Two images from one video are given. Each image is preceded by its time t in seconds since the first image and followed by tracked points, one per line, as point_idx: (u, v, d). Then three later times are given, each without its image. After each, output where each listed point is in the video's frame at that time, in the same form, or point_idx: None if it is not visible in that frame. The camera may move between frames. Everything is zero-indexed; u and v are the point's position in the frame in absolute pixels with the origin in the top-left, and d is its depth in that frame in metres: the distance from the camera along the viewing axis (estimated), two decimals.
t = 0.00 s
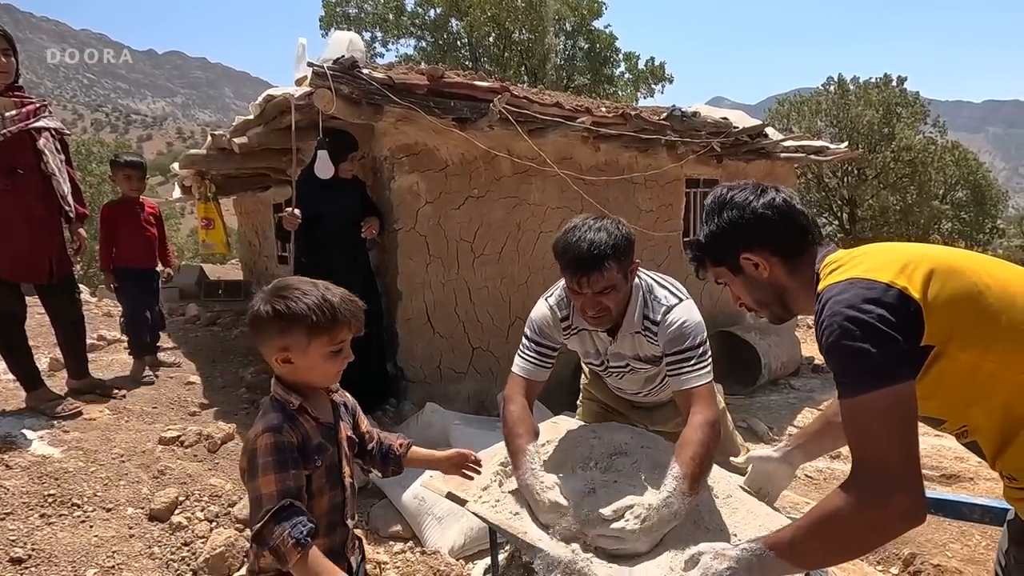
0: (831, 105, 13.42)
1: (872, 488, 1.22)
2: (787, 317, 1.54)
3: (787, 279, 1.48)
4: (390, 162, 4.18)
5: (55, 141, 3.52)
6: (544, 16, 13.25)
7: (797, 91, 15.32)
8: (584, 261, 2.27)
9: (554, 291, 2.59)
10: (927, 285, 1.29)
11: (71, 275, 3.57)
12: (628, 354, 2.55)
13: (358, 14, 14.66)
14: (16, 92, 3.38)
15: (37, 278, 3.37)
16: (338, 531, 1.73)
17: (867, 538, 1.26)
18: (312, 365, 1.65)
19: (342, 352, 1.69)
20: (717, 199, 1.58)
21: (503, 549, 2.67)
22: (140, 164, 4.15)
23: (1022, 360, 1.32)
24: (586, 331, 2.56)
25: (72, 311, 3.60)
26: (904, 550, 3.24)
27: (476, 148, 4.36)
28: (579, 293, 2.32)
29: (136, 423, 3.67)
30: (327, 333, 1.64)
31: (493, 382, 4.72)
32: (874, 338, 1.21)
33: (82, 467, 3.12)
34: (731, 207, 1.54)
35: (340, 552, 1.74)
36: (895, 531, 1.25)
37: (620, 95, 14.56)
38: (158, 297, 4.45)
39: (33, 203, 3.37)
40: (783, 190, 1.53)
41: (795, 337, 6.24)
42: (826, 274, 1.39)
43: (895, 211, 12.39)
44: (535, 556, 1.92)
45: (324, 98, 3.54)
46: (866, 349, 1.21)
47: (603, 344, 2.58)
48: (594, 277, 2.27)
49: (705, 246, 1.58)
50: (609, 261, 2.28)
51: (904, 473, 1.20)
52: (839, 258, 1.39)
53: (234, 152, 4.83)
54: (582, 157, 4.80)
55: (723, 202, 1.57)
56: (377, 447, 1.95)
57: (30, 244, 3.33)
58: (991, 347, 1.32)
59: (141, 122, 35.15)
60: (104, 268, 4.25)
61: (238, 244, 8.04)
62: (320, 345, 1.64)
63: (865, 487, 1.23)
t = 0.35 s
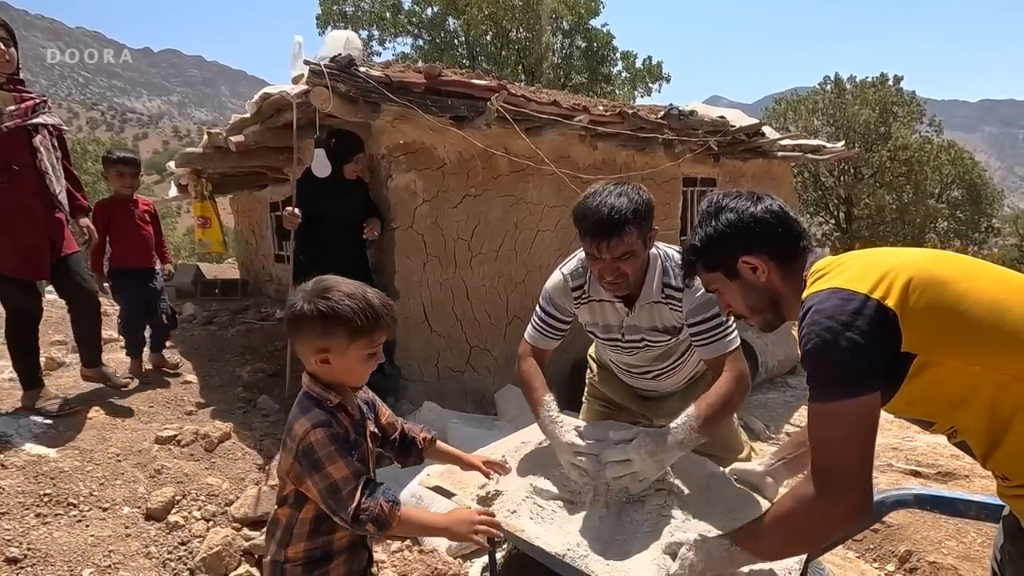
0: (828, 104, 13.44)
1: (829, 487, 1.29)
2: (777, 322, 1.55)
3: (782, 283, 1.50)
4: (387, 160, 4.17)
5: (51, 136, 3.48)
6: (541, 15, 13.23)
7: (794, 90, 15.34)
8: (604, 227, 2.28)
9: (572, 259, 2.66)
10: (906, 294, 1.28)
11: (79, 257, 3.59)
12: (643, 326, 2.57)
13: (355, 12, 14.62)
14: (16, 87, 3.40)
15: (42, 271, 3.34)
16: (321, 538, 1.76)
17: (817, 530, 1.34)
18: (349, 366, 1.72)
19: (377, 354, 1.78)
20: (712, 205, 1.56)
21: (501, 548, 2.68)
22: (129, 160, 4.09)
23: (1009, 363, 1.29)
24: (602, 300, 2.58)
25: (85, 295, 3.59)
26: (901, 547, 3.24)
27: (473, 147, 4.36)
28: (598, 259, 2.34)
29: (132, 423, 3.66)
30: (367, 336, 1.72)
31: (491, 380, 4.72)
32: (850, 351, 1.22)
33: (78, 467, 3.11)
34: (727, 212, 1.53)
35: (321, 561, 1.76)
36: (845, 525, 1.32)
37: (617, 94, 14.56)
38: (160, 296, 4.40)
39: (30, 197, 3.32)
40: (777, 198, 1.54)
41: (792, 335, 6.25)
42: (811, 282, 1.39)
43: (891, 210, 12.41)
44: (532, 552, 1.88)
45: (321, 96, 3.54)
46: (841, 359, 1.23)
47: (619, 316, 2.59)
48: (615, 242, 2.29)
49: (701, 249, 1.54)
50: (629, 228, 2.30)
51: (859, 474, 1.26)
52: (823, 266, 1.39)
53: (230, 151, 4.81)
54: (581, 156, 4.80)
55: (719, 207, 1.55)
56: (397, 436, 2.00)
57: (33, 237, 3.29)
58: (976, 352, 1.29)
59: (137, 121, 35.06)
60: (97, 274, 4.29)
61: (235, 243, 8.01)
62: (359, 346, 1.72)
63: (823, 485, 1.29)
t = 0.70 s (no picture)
0: (825, 103, 13.45)
1: (818, 475, 1.32)
2: (781, 315, 1.54)
3: (788, 276, 1.49)
4: (384, 158, 4.16)
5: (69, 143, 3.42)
6: (539, 14, 13.22)
7: (792, 89, 15.36)
8: (612, 216, 2.27)
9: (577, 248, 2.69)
10: (914, 291, 1.28)
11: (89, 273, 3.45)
12: (646, 316, 2.58)
13: (353, 10, 14.60)
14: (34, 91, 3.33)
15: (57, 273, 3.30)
16: (343, 523, 1.79)
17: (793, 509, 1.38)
18: (385, 367, 1.75)
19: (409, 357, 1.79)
20: (719, 195, 1.56)
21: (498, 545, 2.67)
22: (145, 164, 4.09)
23: (1017, 360, 1.30)
24: (606, 289, 2.59)
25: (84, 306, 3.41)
26: (897, 545, 3.24)
27: (470, 145, 4.35)
28: (604, 250, 2.34)
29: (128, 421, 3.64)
30: (401, 339, 1.74)
31: (489, 378, 4.71)
32: (852, 342, 1.23)
33: (74, 465, 3.10)
34: (734, 203, 1.53)
35: (339, 546, 1.78)
36: (820, 510, 1.36)
37: (615, 93, 14.56)
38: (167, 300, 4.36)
39: (40, 205, 3.27)
40: (785, 189, 1.54)
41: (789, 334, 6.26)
42: (817, 272, 1.39)
43: (888, 209, 12.43)
44: (529, 550, 1.89)
45: (317, 93, 3.55)
46: (843, 351, 1.24)
47: (623, 305, 2.60)
48: (622, 233, 2.29)
49: (706, 238, 1.54)
50: (634, 219, 2.30)
51: (849, 464, 1.29)
52: (831, 258, 1.39)
53: (228, 149, 4.81)
54: (578, 154, 4.80)
55: (726, 197, 1.55)
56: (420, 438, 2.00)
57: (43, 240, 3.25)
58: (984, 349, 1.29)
59: (134, 119, 34.98)
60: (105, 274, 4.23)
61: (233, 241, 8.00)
62: (394, 348, 1.74)
63: (812, 472, 1.33)
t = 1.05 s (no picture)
0: (824, 101, 13.46)
1: (832, 468, 1.29)
2: (798, 310, 1.51)
3: (799, 268, 1.47)
4: (382, 156, 4.19)
5: (101, 148, 3.32)
6: (539, 11, 13.20)
7: (791, 88, 15.36)
8: (585, 253, 2.20)
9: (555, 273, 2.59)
10: (939, 282, 1.27)
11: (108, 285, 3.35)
12: (631, 338, 2.56)
13: (352, 8, 14.58)
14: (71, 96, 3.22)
15: (82, 280, 3.17)
16: (354, 513, 1.78)
17: (806, 504, 1.36)
18: (400, 360, 1.74)
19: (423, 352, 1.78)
20: (717, 194, 1.56)
21: (496, 543, 2.67)
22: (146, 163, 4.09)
23: None
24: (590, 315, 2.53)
25: (100, 316, 3.34)
26: (896, 543, 3.24)
27: (469, 142, 4.34)
28: (584, 286, 2.27)
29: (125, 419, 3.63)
30: (418, 332, 1.74)
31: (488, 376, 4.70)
32: (870, 336, 1.22)
33: (70, 463, 3.08)
34: (733, 200, 1.53)
35: (348, 537, 1.78)
36: (833, 505, 1.34)
37: (613, 90, 14.54)
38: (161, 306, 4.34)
39: (69, 210, 3.16)
40: (783, 180, 1.54)
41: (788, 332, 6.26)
42: (833, 264, 1.38)
43: (886, 207, 12.44)
44: (524, 546, 1.89)
45: (314, 90, 3.52)
46: (864, 342, 1.22)
47: (607, 329, 2.57)
48: (598, 269, 2.21)
49: (711, 240, 1.53)
50: (611, 252, 2.22)
51: (865, 459, 1.27)
52: (848, 249, 1.38)
53: (225, 146, 4.79)
54: (577, 152, 4.79)
55: (723, 196, 1.55)
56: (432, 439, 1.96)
57: (62, 246, 3.12)
58: (1006, 346, 1.29)
59: (132, 117, 34.92)
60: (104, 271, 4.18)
61: (230, 239, 7.98)
62: (410, 340, 1.73)
63: (824, 467, 1.31)
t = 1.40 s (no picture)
0: (824, 100, 13.45)
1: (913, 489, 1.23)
2: (800, 318, 1.50)
3: (797, 276, 1.46)
4: (380, 152, 4.17)
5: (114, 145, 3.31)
6: (539, 9, 13.19)
7: (792, 87, 15.35)
8: (575, 288, 2.19)
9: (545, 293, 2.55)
10: (952, 283, 1.26)
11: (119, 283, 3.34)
12: (624, 361, 2.55)
13: (352, 5, 14.57)
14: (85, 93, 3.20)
15: (94, 276, 3.16)
16: (350, 509, 1.78)
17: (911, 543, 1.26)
18: (395, 356, 1.74)
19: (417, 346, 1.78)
20: (710, 204, 1.56)
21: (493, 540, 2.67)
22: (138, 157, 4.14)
23: None
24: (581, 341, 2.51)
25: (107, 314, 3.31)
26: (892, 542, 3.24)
27: (468, 140, 4.33)
28: (575, 319, 2.26)
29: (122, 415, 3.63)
30: (412, 327, 1.73)
31: (486, 374, 4.70)
32: (901, 343, 1.21)
33: (66, 459, 3.08)
34: (726, 210, 1.52)
35: (345, 534, 1.78)
36: (944, 537, 1.23)
37: (614, 88, 14.53)
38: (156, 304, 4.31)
39: (79, 207, 3.15)
40: (778, 185, 1.53)
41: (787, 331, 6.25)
42: (842, 270, 1.37)
43: (887, 206, 12.44)
44: (520, 545, 1.89)
45: (313, 87, 3.51)
46: (894, 350, 1.21)
47: (599, 352, 2.55)
48: (588, 304, 2.21)
49: (705, 250, 1.53)
50: (601, 286, 2.21)
51: (942, 471, 1.21)
52: (856, 254, 1.37)
53: (223, 144, 4.79)
54: (576, 150, 4.78)
55: (717, 205, 1.54)
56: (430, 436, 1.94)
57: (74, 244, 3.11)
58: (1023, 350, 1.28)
59: (132, 114, 34.90)
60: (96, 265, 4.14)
61: (229, 235, 7.99)
62: (404, 336, 1.73)
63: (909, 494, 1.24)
